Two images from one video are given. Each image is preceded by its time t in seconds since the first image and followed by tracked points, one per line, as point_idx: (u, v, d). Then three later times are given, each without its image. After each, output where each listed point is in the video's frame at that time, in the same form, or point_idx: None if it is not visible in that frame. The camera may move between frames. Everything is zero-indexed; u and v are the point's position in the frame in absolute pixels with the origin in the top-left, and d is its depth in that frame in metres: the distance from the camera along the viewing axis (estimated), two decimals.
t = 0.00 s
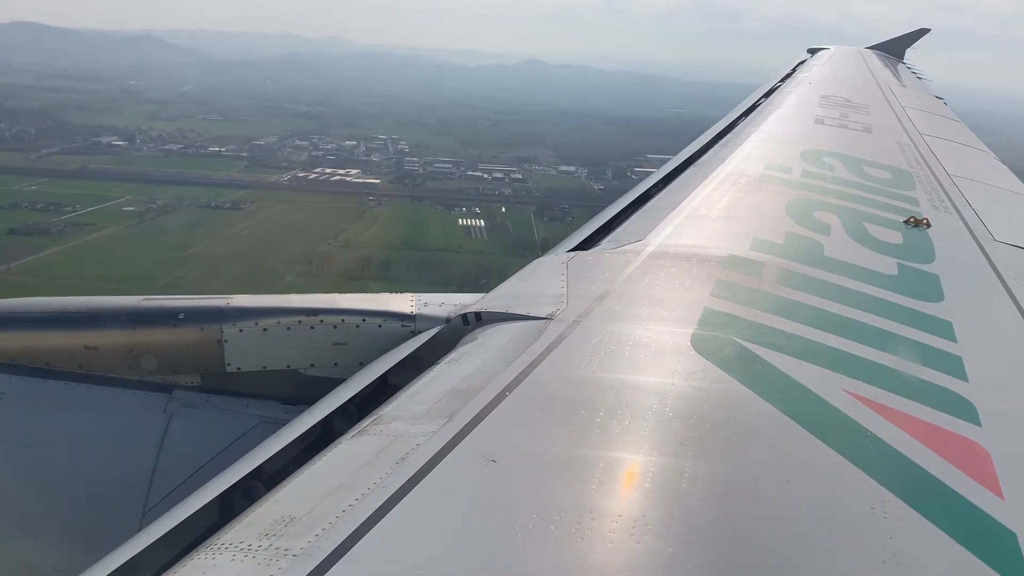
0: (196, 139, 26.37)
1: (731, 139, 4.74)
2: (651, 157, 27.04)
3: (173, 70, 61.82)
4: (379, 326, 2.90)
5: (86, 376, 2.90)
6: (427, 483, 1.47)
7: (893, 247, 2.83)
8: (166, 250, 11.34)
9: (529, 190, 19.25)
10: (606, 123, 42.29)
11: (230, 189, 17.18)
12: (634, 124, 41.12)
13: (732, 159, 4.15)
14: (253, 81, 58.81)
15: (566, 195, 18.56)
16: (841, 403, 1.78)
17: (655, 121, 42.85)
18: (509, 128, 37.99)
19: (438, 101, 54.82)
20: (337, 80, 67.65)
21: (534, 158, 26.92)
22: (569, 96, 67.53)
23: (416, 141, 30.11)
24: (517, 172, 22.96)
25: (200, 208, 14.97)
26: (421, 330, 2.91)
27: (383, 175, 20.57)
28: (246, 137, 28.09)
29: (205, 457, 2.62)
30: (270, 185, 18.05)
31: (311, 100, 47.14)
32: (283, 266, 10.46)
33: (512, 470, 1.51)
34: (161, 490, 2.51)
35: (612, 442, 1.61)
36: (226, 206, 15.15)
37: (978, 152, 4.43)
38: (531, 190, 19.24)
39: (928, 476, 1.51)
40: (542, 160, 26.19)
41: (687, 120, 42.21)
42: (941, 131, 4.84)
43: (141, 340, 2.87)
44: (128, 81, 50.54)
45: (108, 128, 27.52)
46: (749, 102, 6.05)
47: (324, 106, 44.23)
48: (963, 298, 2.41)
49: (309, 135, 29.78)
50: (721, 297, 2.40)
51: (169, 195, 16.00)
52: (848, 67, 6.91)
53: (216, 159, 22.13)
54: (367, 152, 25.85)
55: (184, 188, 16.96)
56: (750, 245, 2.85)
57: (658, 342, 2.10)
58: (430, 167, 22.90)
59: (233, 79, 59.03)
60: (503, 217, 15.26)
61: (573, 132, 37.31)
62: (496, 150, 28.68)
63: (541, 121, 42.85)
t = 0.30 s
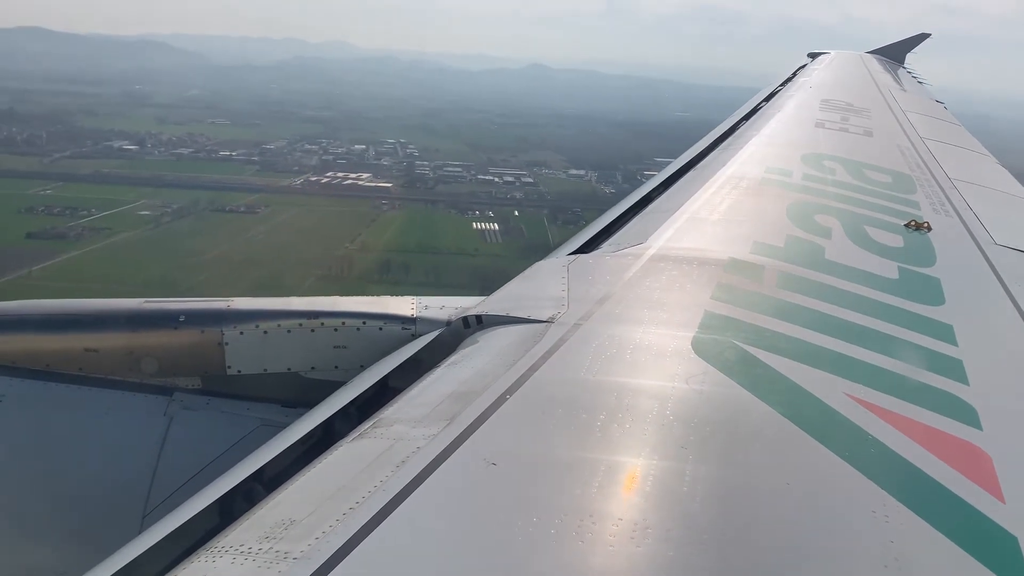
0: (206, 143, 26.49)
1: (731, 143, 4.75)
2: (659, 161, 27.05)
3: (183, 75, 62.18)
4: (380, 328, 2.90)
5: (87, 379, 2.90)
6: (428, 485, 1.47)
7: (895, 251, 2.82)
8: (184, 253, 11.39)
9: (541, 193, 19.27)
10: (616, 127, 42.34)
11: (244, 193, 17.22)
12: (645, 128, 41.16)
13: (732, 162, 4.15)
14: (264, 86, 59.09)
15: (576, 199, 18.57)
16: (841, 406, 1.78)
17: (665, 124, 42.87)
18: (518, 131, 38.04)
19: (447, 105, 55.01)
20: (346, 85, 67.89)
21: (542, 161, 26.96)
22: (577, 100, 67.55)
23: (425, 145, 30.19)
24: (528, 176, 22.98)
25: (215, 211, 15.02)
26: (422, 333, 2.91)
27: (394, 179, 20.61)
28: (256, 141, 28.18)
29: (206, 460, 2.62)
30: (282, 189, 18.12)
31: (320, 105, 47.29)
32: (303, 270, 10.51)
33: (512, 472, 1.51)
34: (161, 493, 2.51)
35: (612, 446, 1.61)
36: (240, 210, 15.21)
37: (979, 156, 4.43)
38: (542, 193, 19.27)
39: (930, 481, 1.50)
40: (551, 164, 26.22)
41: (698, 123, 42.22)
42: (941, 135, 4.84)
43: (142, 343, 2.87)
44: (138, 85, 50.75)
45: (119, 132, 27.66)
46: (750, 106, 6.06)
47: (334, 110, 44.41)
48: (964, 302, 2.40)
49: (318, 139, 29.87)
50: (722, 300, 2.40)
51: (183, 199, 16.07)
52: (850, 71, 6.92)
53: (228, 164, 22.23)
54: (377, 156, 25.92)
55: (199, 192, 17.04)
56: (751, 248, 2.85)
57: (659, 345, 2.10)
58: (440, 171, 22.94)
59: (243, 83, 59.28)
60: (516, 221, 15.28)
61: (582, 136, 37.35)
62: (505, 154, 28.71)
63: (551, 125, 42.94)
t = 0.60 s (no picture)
0: (214, 143, 26.58)
1: (732, 147, 4.75)
2: (667, 159, 27.01)
3: (190, 75, 62.49)
4: (380, 333, 2.90)
5: (88, 383, 2.90)
6: (428, 490, 1.47)
7: (896, 255, 2.82)
8: (203, 253, 11.42)
9: (551, 192, 19.28)
10: (625, 125, 42.36)
11: (255, 193, 17.25)
12: (654, 127, 41.14)
13: (733, 167, 4.16)
14: (271, 86, 59.24)
15: (586, 198, 18.55)
16: (841, 411, 1.78)
17: (675, 123, 42.89)
18: (526, 131, 38.06)
19: (455, 104, 55.16)
20: (354, 85, 68.08)
21: (550, 161, 26.98)
22: (585, 99, 67.63)
23: (433, 145, 30.24)
24: (537, 176, 22.98)
25: (228, 211, 15.01)
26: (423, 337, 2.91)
27: (404, 179, 20.65)
28: (264, 141, 28.26)
29: (207, 462, 2.62)
30: (293, 188, 18.17)
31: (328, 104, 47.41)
32: (321, 271, 10.53)
33: (512, 478, 1.51)
34: (161, 497, 2.50)
35: (611, 450, 1.60)
36: (252, 209, 15.23)
37: (981, 160, 4.42)
38: (552, 192, 19.27)
39: (932, 487, 1.50)
40: (560, 164, 26.24)
41: (707, 121, 42.21)
42: (941, 139, 4.85)
43: (142, 347, 2.87)
44: (146, 85, 50.95)
45: (128, 132, 27.76)
46: (752, 110, 6.07)
47: (342, 110, 44.55)
48: (965, 307, 2.40)
49: (325, 138, 29.95)
50: (722, 305, 2.39)
51: (195, 199, 16.11)
52: (851, 75, 6.92)
53: (238, 163, 22.31)
54: (385, 156, 25.99)
55: (210, 192, 17.10)
56: (752, 253, 2.85)
57: (659, 350, 2.10)
58: (449, 170, 22.98)
59: (250, 84, 59.45)
60: (528, 220, 15.30)
61: (591, 135, 37.36)
62: (513, 154, 28.74)
63: (559, 124, 42.99)
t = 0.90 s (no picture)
0: (221, 139, 26.69)
1: (733, 151, 4.76)
2: (675, 154, 27.09)
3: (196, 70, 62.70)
4: (380, 337, 2.90)
5: (87, 387, 2.90)
6: (427, 495, 1.47)
7: (896, 260, 2.82)
8: (219, 248, 11.42)
9: (560, 187, 19.34)
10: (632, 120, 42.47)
11: (266, 188, 17.32)
12: (663, 121, 41.23)
13: (734, 171, 4.16)
14: (277, 82, 59.39)
15: (594, 193, 18.57)
16: (842, 417, 1.77)
17: (683, 118, 43.00)
18: (533, 126, 38.18)
19: (462, 99, 55.40)
20: (360, 80, 68.31)
21: (558, 156, 27.06)
22: (591, 95, 67.73)
23: (440, 139, 30.34)
24: (545, 170, 22.98)
25: (240, 207, 14.96)
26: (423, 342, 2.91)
27: (413, 174, 20.76)
28: (271, 136, 28.37)
29: (207, 466, 2.62)
30: (303, 183, 18.26)
31: (334, 99, 47.57)
32: (338, 267, 10.42)
33: (512, 483, 1.50)
34: (161, 501, 2.50)
35: (611, 455, 1.60)
36: (264, 205, 15.18)
37: (980, 165, 4.43)
38: (562, 187, 19.34)
39: (934, 493, 1.49)
40: (567, 159, 26.32)
41: (715, 114, 42.31)
42: (941, 144, 4.85)
43: (142, 350, 2.87)
44: (153, 79, 51.14)
45: (135, 127, 27.86)
46: (752, 114, 6.08)
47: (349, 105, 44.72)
48: (966, 312, 2.39)
49: (332, 134, 30.07)
50: (723, 310, 2.39)
51: (206, 194, 16.16)
52: (852, 79, 6.94)
53: (246, 159, 22.43)
54: (393, 151, 26.13)
55: (222, 187, 17.16)
56: (752, 258, 2.85)
57: (659, 354, 2.10)
58: (458, 165, 23.07)
59: (256, 79, 59.64)
60: (540, 214, 15.37)
61: (598, 130, 37.44)
62: (521, 149, 28.82)
63: (566, 119, 43.11)
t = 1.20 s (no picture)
0: (227, 131, 27.04)
1: (732, 153, 4.76)
2: (681, 145, 27.32)
3: (199, 61, 63.25)
4: (380, 339, 2.90)
5: (86, 388, 2.89)
6: (428, 497, 1.47)
7: (896, 263, 2.82)
8: (230, 240, 11.46)
9: (569, 179, 19.48)
10: (638, 111, 42.77)
11: (275, 180, 17.59)
12: (668, 112, 41.53)
13: (733, 173, 4.16)
14: (282, 74, 59.85)
15: (602, 185, 18.66)
16: (841, 419, 1.77)
17: (689, 109, 43.35)
18: (538, 117, 38.56)
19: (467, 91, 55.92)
20: (364, 72, 68.94)
21: (564, 148, 27.33)
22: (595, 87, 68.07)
23: (446, 131, 30.68)
24: (553, 161, 23.23)
25: (251, 198, 15.14)
26: (423, 344, 2.91)
27: (421, 165, 21.06)
28: (278, 128, 28.72)
29: (207, 467, 2.62)
30: (312, 175, 18.45)
31: (340, 91, 48.07)
32: (355, 258, 10.57)
33: (513, 486, 1.50)
34: (160, 502, 2.49)
35: (611, 456, 1.60)
36: (274, 196, 15.39)
37: (979, 168, 4.43)
38: (571, 179, 19.47)
39: (933, 495, 1.49)
40: (574, 151, 26.59)
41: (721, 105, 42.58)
42: (941, 147, 4.85)
43: (142, 352, 2.87)
44: (159, 71, 51.60)
45: (140, 119, 28.14)
46: (752, 116, 6.09)
47: (355, 97, 45.19)
48: (965, 314, 2.40)
49: (338, 126, 30.47)
50: (723, 313, 2.39)
51: (217, 185, 16.43)
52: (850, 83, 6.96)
53: (253, 150, 22.78)
54: (400, 143, 26.54)
55: (233, 178, 17.36)
56: (752, 260, 2.85)
57: (659, 356, 2.10)
58: (466, 156, 23.34)
59: (261, 71, 60.13)
60: (550, 206, 15.51)
61: (604, 121, 37.73)
62: (527, 141, 29.11)
63: (571, 110, 43.48)
